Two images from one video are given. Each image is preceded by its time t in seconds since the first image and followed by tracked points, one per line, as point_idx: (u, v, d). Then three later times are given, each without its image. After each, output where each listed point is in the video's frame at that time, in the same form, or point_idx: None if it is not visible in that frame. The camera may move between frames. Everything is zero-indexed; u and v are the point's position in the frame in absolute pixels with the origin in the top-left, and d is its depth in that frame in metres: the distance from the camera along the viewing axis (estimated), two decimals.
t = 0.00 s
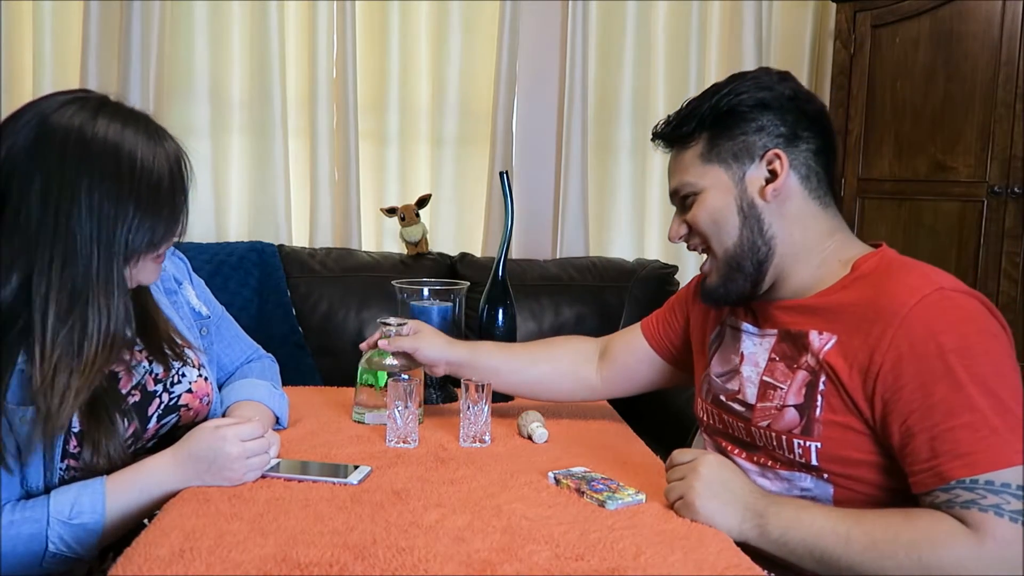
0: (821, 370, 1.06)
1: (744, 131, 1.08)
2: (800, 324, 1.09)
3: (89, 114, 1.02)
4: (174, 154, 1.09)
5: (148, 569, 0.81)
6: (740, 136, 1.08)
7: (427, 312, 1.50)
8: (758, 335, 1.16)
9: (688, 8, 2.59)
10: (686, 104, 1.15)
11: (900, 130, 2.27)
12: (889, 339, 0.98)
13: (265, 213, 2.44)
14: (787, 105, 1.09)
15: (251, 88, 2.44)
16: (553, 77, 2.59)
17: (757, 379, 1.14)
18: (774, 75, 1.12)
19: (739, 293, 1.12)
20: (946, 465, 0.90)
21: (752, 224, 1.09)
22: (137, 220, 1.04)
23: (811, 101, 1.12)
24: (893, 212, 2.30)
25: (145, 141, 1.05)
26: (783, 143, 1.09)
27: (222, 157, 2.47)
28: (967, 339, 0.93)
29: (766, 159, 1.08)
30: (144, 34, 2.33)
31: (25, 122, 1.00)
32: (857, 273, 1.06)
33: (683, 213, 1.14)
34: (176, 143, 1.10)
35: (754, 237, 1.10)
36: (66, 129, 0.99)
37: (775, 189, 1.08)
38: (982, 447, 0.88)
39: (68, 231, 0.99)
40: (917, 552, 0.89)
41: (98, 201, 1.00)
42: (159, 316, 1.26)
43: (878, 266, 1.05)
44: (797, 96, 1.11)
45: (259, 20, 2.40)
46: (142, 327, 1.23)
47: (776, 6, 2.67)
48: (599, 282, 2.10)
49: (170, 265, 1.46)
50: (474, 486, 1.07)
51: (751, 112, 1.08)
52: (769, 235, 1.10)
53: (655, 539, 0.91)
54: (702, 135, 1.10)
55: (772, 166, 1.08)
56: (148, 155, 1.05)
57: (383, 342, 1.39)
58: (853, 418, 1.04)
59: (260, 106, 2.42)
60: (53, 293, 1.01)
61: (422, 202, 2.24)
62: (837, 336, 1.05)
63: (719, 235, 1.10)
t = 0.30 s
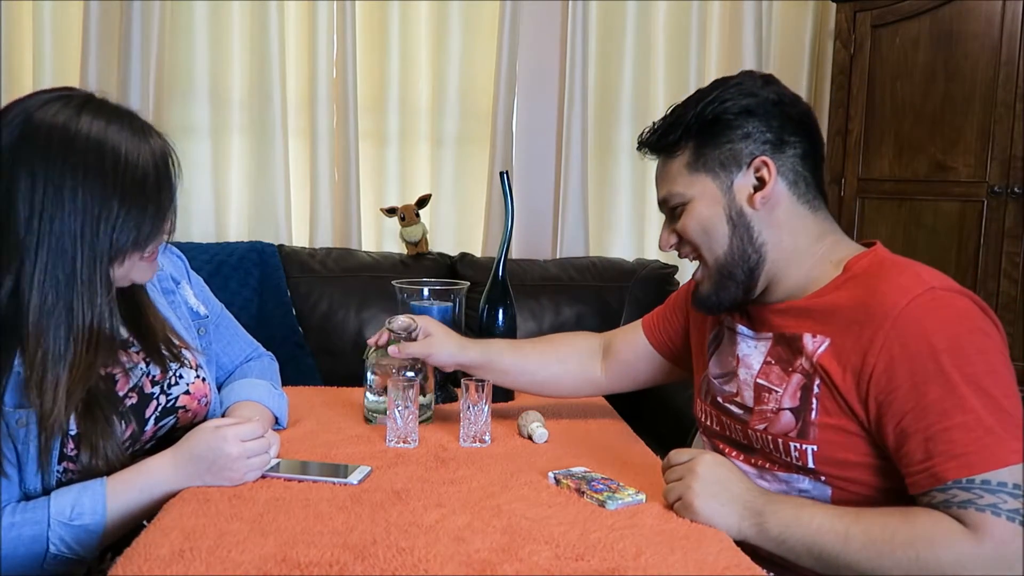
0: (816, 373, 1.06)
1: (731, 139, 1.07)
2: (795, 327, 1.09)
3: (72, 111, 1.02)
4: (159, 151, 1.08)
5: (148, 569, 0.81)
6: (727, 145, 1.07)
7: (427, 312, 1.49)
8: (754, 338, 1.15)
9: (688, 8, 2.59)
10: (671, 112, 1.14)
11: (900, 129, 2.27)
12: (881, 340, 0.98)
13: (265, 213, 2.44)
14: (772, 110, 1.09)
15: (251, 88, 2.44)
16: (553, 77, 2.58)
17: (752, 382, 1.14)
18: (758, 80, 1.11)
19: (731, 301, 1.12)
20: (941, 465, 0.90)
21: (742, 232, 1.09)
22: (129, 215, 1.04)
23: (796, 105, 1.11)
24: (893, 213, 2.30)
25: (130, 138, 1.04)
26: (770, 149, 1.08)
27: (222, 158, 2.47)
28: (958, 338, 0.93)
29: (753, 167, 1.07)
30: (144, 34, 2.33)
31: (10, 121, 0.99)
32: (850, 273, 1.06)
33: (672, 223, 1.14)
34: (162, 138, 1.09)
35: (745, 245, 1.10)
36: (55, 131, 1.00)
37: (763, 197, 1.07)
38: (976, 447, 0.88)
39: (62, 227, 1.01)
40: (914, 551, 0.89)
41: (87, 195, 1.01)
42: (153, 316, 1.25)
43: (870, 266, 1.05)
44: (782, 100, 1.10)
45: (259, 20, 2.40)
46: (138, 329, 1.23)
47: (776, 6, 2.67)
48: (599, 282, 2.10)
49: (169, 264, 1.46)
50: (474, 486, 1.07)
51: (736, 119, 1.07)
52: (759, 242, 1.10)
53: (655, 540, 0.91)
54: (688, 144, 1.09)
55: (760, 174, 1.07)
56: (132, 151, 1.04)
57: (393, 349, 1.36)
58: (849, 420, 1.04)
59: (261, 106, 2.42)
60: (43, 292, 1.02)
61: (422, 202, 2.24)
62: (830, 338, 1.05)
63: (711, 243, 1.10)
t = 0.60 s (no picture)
0: (815, 380, 1.05)
1: (718, 154, 1.06)
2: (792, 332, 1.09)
3: None
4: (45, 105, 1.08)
5: (148, 569, 0.81)
6: (715, 159, 1.06)
7: (427, 312, 1.49)
8: (753, 343, 1.15)
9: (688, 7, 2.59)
10: (655, 126, 1.12)
11: (900, 129, 2.27)
12: (876, 343, 0.98)
13: (265, 213, 2.44)
14: (759, 121, 1.07)
15: (251, 88, 2.44)
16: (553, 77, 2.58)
17: (751, 388, 1.14)
18: (742, 89, 1.10)
19: (726, 312, 1.12)
20: (938, 468, 0.90)
21: (733, 246, 1.09)
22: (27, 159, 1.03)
23: (781, 113, 1.10)
24: (893, 213, 2.30)
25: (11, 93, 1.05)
26: (758, 162, 1.07)
27: (223, 158, 2.47)
28: (953, 340, 0.93)
29: (742, 180, 1.06)
30: (144, 33, 2.33)
31: None
32: (846, 272, 1.06)
33: (663, 238, 1.13)
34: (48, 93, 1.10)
35: (736, 259, 1.09)
36: None
37: (754, 211, 1.07)
38: (973, 449, 0.88)
39: None
40: (914, 551, 0.89)
41: None
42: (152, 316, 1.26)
43: (864, 269, 1.05)
44: (768, 111, 1.09)
45: (259, 21, 2.40)
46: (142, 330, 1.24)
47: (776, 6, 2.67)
48: (599, 281, 2.10)
49: (172, 267, 1.45)
50: (474, 486, 1.07)
51: (723, 133, 1.06)
52: (752, 255, 1.10)
53: (655, 540, 0.91)
54: (675, 159, 1.08)
55: (750, 188, 1.06)
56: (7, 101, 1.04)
57: (402, 363, 1.34)
58: (848, 424, 1.04)
59: (261, 107, 2.42)
60: None
61: (422, 202, 2.24)
62: (826, 341, 1.04)
63: (703, 258, 1.09)
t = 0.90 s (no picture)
0: (813, 384, 1.05)
1: (711, 168, 1.05)
2: (790, 337, 1.09)
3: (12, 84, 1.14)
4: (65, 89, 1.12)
5: (148, 569, 0.81)
6: (707, 173, 1.05)
7: (427, 312, 1.49)
8: (752, 347, 1.15)
9: (688, 6, 2.59)
10: (645, 136, 1.10)
11: (900, 129, 2.27)
12: (873, 348, 0.98)
13: (265, 213, 2.44)
14: (751, 134, 1.06)
15: (251, 88, 2.44)
16: (553, 78, 2.59)
17: (751, 390, 1.14)
18: (734, 99, 1.07)
19: (720, 321, 1.12)
20: (936, 473, 0.90)
21: (726, 259, 1.08)
22: (26, 130, 1.06)
23: (773, 123, 1.08)
24: (893, 213, 2.30)
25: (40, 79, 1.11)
26: (751, 175, 1.06)
27: (223, 158, 2.47)
28: (949, 345, 0.93)
29: (735, 195, 1.05)
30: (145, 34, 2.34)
31: None
32: (842, 274, 1.06)
33: (656, 249, 1.12)
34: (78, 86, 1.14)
35: (730, 273, 1.09)
36: None
37: (747, 225, 1.06)
38: (971, 453, 0.88)
39: None
40: (913, 553, 0.90)
41: None
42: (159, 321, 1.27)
43: (860, 273, 1.05)
44: (760, 121, 1.07)
45: (259, 21, 2.40)
46: (144, 326, 1.24)
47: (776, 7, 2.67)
48: (599, 282, 2.10)
49: (172, 268, 1.45)
50: (474, 486, 1.06)
51: (715, 147, 1.04)
52: (746, 267, 1.09)
53: (655, 539, 0.91)
54: (667, 174, 1.07)
55: (743, 203, 1.06)
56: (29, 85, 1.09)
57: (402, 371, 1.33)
58: (847, 428, 1.04)
59: (261, 107, 2.42)
60: None
61: (422, 202, 2.24)
62: (824, 346, 1.04)
63: (696, 270, 1.09)
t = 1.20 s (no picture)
0: (812, 387, 1.06)
1: (709, 177, 1.04)
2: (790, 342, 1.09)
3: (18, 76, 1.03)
4: (94, 102, 1.03)
5: (147, 569, 0.81)
6: (705, 183, 1.04)
7: (426, 312, 1.49)
8: (752, 350, 1.15)
9: (688, 6, 2.59)
10: (641, 143, 1.09)
11: (900, 129, 2.27)
12: (870, 351, 0.98)
13: (265, 213, 2.44)
14: (749, 143, 1.05)
15: (251, 88, 2.44)
16: (553, 78, 2.59)
17: (750, 394, 1.14)
18: (732, 106, 1.06)
19: (710, 323, 1.12)
20: (935, 476, 0.91)
21: (723, 269, 1.07)
22: (58, 148, 0.98)
23: (771, 130, 1.07)
24: (893, 213, 2.30)
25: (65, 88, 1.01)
26: (749, 185, 1.05)
27: (223, 158, 2.47)
28: (947, 347, 0.93)
29: (733, 206, 1.05)
30: (145, 34, 2.34)
31: None
32: (840, 278, 1.06)
33: (652, 256, 1.11)
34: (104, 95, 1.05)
35: (726, 282, 1.08)
36: None
37: (745, 236, 1.06)
38: (969, 456, 0.88)
39: None
40: (913, 554, 0.89)
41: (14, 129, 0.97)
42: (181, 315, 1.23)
43: (857, 275, 1.05)
44: (758, 130, 1.06)
45: (259, 22, 2.40)
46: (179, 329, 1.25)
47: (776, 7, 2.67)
48: (599, 282, 2.10)
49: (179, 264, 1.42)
50: (474, 486, 1.06)
51: (714, 157, 1.04)
52: (743, 276, 1.08)
53: (655, 540, 0.91)
54: (664, 183, 1.05)
55: (741, 213, 1.05)
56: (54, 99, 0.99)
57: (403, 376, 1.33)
58: (846, 431, 1.04)
59: (261, 107, 2.42)
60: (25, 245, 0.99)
61: (422, 202, 2.25)
62: (822, 350, 1.04)
63: (693, 280, 1.08)
